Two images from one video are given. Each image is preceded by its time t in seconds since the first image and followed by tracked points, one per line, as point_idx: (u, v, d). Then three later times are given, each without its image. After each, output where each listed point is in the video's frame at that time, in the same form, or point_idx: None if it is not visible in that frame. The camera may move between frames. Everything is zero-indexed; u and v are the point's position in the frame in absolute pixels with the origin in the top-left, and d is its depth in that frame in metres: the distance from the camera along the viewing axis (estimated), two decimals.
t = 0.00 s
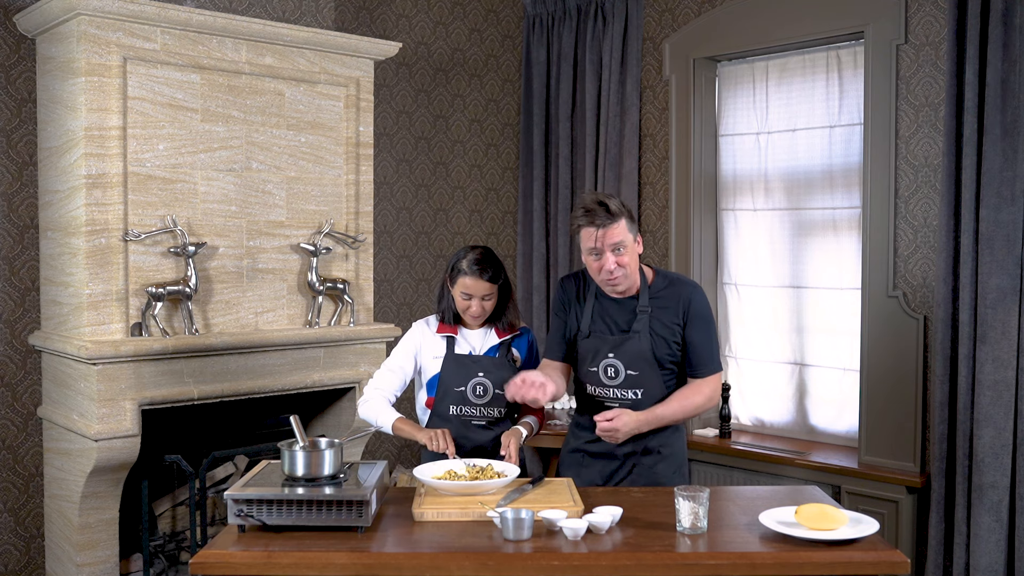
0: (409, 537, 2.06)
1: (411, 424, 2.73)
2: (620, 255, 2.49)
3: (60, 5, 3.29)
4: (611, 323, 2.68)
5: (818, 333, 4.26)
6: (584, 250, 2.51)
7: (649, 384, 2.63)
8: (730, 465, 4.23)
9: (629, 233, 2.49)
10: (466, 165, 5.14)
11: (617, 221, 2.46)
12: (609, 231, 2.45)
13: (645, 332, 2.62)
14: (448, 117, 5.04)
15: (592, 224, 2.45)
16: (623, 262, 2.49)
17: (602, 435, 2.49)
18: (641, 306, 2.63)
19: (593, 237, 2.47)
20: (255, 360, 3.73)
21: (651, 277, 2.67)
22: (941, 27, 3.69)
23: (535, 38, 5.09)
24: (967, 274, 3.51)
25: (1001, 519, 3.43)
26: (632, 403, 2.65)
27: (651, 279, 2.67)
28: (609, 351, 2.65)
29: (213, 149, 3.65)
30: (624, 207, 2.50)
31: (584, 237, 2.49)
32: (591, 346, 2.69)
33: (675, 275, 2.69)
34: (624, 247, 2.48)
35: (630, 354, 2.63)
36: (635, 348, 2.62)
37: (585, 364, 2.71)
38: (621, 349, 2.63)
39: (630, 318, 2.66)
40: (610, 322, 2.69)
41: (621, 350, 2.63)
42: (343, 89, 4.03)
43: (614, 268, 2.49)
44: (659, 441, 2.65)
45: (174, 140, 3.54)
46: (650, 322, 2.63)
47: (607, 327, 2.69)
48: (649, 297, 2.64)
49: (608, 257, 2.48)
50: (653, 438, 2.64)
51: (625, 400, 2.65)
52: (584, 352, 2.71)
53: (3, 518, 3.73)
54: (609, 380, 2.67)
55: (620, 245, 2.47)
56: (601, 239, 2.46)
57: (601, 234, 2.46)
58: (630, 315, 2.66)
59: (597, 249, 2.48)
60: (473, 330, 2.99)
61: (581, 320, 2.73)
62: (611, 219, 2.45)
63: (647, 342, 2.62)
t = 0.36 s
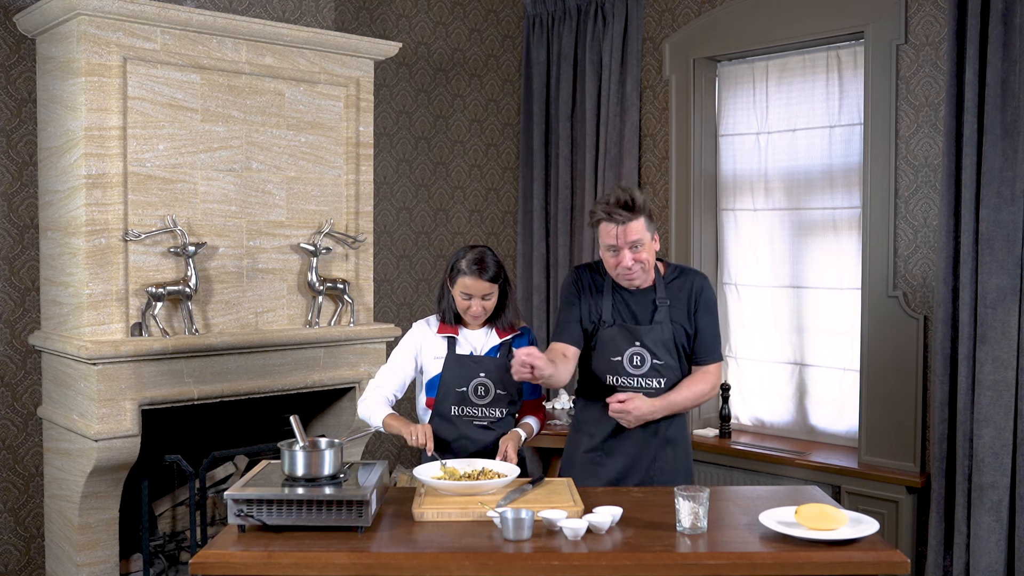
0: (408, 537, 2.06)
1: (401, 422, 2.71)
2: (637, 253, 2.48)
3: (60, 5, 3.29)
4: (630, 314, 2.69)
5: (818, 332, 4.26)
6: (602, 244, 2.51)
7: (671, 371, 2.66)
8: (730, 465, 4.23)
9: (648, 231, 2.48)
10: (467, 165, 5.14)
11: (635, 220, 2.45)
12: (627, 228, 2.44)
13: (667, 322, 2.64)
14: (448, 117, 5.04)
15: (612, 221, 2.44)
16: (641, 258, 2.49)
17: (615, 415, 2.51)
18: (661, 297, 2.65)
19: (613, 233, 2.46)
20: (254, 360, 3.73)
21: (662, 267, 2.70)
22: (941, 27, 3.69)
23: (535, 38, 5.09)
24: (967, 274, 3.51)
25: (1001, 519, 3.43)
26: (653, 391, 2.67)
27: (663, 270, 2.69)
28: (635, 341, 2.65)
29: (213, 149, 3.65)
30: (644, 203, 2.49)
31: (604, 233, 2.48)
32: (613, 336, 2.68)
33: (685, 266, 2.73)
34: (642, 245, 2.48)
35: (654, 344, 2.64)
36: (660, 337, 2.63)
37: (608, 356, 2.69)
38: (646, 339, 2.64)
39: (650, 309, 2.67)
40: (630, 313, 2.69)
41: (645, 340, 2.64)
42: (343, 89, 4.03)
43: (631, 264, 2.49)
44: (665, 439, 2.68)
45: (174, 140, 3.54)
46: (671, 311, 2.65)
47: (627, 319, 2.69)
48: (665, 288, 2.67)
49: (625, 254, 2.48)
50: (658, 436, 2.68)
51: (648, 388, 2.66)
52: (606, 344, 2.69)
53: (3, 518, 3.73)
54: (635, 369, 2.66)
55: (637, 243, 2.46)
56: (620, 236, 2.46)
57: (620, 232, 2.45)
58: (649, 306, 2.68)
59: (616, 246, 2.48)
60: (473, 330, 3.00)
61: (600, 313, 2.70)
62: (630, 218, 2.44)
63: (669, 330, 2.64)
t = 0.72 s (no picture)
0: (409, 537, 2.06)
1: (413, 424, 2.70)
2: (599, 259, 2.51)
3: (60, 5, 3.29)
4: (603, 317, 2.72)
5: (817, 332, 4.26)
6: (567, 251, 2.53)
7: (647, 368, 2.66)
8: (730, 465, 4.23)
9: (609, 237, 2.51)
10: (467, 165, 5.14)
11: (597, 226, 2.47)
12: (590, 235, 2.46)
13: (637, 320, 2.65)
14: (448, 117, 5.04)
15: (574, 229, 2.46)
16: (602, 265, 2.51)
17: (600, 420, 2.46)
18: (630, 296, 2.66)
19: (574, 240, 2.48)
20: (254, 360, 3.73)
21: (633, 266, 2.71)
22: (941, 27, 3.69)
23: (535, 38, 5.09)
24: (967, 274, 3.51)
25: (1001, 519, 3.42)
26: (635, 389, 2.68)
27: (633, 269, 2.70)
28: (607, 342, 2.67)
29: (213, 149, 3.65)
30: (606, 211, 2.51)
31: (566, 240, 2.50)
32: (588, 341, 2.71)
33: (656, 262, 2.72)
34: (604, 251, 2.50)
35: (627, 344, 2.65)
36: (631, 337, 2.65)
37: (585, 360, 2.72)
38: (617, 339, 2.66)
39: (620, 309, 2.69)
40: (603, 316, 2.72)
41: (617, 341, 2.66)
42: (343, 89, 4.03)
43: (593, 270, 2.51)
44: (665, 435, 2.68)
45: (174, 140, 3.54)
46: (640, 309, 2.65)
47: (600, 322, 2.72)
48: (634, 287, 2.67)
49: (587, 260, 2.50)
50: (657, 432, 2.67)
51: (628, 387, 2.67)
52: (582, 348, 2.72)
53: (3, 518, 3.73)
54: (611, 369, 2.68)
55: (599, 249, 2.49)
56: (582, 242, 2.47)
57: (582, 238, 2.47)
58: (620, 307, 2.69)
59: (578, 253, 2.50)
60: (473, 330, 3.00)
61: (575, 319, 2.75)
62: (592, 223, 2.47)
63: (639, 328, 2.65)
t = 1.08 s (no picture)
0: (409, 537, 2.06)
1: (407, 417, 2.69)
2: (625, 265, 2.50)
3: (60, 5, 3.29)
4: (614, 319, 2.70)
5: (817, 332, 4.26)
6: (591, 252, 2.52)
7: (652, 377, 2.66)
8: (730, 465, 4.23)
9: (637, 244, 2.50)
10: (467, 165, 5.14)
11: (628, 232, 2.46)
12: (619, 240, 2.45)
13: (649, 328, 2.64)
14: (448, 117, 5.04)
15: (604, 231, 2.45)
16: (627, 271, 2.50)
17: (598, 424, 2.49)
18: (645, 302, 2.65)
19: (603, 243, 2.47)
20: (254, 360, 3.73)
21: (651, 274, 2.70)
22: (941, 27, 3.69)
23: (535, 38, 5.09)
24: (967, 273, 3.51)
25: (1001, 519, 3.42)
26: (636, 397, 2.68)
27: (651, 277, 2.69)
28: (616, 346, 2.66)
29: (213, 149, 3.65)
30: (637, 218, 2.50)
31: (594, 242, 2.49)
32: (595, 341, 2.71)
33: (673, 272, 2.72)
34: (631, 258, 2.49)
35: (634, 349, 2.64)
36: (640, 344, 2.64)
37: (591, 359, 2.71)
38: (627, 345, 2.65)
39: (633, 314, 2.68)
40: (614, 319, 2.71)
41: (625, 345, 2.65)
42: (343, 89, 4.03)
43: (617, 275, 2.50)
44: (661, 439, 2.68)
45: (174, 140, 3.54)
46: (654, 317, 2.65)
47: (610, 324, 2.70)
48: (650, 294, 2.66)
49: (613, 264, 2.49)
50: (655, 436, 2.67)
51: (631, 393, 2.68)
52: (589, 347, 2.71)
53: (3, 518, 3.73)
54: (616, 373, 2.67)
55: (627, 255, 2.48)
56: (610, 247, 2.47)
57: (610, 242, 2.46)
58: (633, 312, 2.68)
59: (604, 257, 2.49)
60: (474, 330, 2.99)
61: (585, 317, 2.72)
62: (623, 229, 2.45)
63: (651, 337, 2.64)
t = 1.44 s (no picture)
0: (409, 537, 2.06)
1: (411, 433, 2.66)
2: (615, 256, 2.50)
3: (60, 5, 3.29)
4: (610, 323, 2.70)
5: (817, 332, 4.26)
6: (580, 247, 2.54)
7: (651, 377, 2.67)
8: (730, 465, 4.23)
9: (626, 237, 2.51)
10: (467, 165, 5.14)
11: (615, 223, 2.48)
12: (607, 230, 2.47)
13: (645, 328, 2.65)
14: (448, 117, 5.04)
15: (591, 221, 2.49)
16: (618, 262, 2.50)
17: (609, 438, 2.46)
18: (640, 303, 2.65)
19: (591, 235, 2.49)
20: (255, 360, 3.73)
21: (645, 275, 2.70)
22: (941, 27, 3.69)
23: (535, 38, 5.09)
24: (967, 273, 3.51)
25: (1001, 519, 3.42)
26: (637, 397, 2.69)
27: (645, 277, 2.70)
28: (613, 349, 2.67)
29: (213, 149, 3.65)
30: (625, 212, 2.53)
31: (582, 236, 2.51)
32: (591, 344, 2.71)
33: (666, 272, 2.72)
34: (620, 250, 2.50)
35: (632, 351, 2.65)
36: (638, 346, 2.65)
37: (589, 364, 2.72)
38: (624, 347, 2.65)
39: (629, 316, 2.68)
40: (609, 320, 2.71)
41: (624, 348, 2.65)
42: (343, 89, 4.03)
43: (608, 267, 2.50)
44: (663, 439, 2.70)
45: (174, 140, 3.54)
46: (650, 318, 2.65)
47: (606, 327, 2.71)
48: (645, 295, 2.66)
49: (602, 256, 2.50)
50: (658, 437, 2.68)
51: (630, 395, 2.69)
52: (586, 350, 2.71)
53: (3, 518, 3.73)
54: (614, 376, 2.68)
55: (616, 246, 2.48)
56: (598, 238, 2.48)
57: (598, 234, 2.48)
58: (628, 314, 2.68)
59: (593, 249, 2.50)
60: (471, 332, 2.99)
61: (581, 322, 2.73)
62: (610, 220, 2.48)
63: (648, 338, 2.65)
